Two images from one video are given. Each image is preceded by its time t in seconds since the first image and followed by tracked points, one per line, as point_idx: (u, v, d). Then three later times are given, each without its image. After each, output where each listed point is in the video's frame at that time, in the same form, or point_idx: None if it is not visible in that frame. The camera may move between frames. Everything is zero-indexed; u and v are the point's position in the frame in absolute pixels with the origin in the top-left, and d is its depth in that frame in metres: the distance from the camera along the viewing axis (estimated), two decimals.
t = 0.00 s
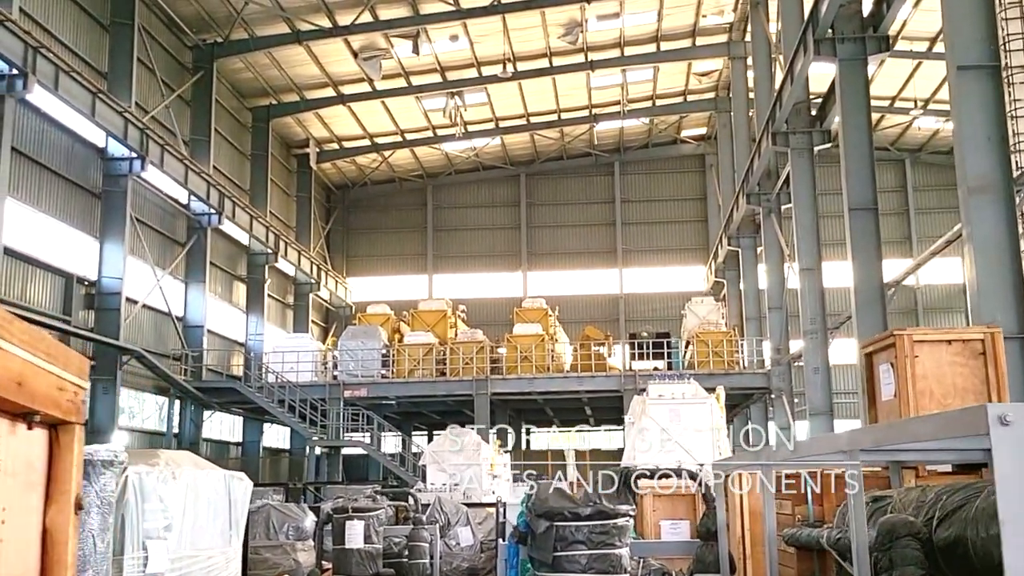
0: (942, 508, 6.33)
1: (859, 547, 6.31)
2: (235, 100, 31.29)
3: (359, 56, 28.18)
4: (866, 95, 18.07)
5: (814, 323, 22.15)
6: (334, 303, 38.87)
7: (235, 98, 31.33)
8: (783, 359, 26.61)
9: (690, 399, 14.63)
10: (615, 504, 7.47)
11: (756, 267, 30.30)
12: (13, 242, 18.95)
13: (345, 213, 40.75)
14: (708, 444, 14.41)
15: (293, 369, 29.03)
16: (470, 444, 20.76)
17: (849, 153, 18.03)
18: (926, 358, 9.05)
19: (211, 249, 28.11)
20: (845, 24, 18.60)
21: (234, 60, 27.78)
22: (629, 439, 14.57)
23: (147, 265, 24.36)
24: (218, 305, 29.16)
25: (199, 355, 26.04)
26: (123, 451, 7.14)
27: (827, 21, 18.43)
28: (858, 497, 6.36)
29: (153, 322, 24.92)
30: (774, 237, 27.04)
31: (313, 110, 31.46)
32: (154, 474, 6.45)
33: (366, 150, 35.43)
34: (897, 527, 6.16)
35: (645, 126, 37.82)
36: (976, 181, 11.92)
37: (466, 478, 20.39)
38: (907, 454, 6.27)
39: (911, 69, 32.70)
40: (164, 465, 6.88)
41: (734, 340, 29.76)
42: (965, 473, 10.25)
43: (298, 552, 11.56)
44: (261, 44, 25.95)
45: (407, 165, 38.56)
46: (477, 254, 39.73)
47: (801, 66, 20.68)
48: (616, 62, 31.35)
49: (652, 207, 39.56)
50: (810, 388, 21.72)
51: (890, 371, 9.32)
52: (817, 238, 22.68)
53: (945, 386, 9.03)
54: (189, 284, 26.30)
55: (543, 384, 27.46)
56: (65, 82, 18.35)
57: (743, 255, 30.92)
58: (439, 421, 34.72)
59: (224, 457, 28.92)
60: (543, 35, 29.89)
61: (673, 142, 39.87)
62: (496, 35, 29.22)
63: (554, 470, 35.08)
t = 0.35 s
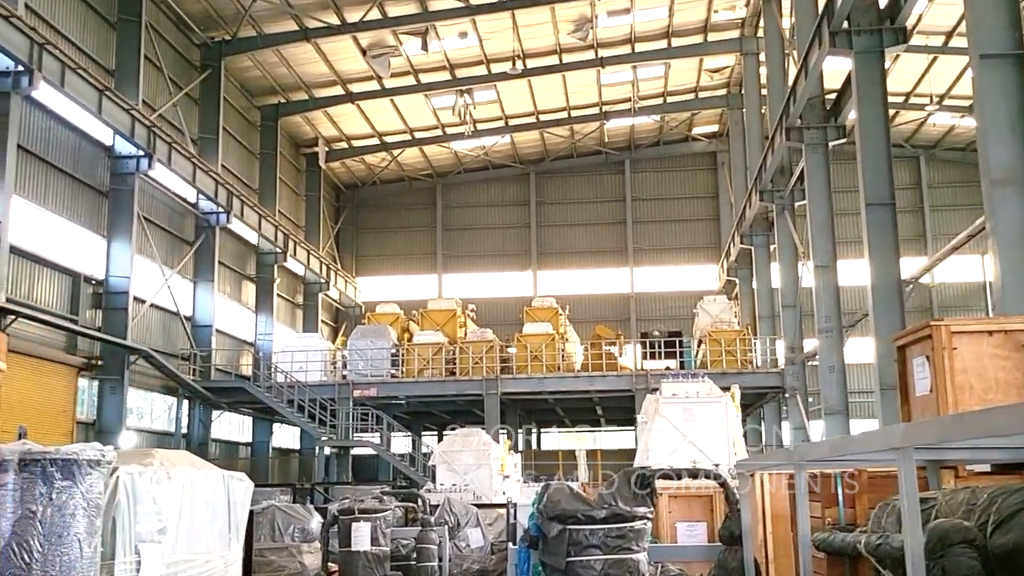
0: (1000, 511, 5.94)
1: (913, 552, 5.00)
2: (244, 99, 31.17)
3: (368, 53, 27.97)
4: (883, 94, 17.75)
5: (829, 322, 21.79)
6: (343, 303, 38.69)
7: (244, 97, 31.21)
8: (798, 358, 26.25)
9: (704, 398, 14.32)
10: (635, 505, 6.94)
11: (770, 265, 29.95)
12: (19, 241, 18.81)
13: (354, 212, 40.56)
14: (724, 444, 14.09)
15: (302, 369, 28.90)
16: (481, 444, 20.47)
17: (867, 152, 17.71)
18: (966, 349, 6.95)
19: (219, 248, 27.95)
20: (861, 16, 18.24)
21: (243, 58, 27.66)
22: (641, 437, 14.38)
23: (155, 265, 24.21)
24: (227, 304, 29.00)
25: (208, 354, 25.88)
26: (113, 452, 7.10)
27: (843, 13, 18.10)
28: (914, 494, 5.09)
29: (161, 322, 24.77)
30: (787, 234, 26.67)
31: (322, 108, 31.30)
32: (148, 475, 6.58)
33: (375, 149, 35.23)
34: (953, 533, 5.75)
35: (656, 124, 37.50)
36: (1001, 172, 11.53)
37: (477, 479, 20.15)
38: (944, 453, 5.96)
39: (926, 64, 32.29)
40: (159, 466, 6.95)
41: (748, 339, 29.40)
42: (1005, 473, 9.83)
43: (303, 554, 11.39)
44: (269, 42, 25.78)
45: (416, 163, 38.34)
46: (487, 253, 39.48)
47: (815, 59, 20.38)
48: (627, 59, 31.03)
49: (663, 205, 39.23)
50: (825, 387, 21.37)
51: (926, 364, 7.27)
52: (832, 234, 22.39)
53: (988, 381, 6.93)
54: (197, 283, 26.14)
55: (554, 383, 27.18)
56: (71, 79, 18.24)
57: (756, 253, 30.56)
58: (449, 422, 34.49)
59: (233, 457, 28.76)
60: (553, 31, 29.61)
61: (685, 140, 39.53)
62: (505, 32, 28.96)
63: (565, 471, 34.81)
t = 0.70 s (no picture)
0: None
1: (1020, 559, 3.95)
2: (253, 95, 31.01)
3: (378, 48, 27.75)
4: (902, 88, 17.29)
5: (846, 317, 21.41)
6: (354, 300, 38.48)
7: (254, 93, 31.06)
8: (814, 354, 25.88)
9: (722, 393, 14.01)
10: (673, 499, 5.41)
11: (784, 262, 29.59)
12: (27, 236, 18.63)
13: (364, 209, 40.36)
14: (743, 442, 13.77)
15: (313, 366, 28.67)
16: (493, 442, 20.20)
17: (886, 149, 17.23)
18: None
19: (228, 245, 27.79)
20: (881, 5, 17.84)
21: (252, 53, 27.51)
22: (659, 433, 14.05)
23: (165, 261, 24.03)
24: (237, 302, 28.78)
25: (217, 351, 25.71)
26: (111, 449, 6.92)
27: (862, 1, 17.72)
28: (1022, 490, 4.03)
29: (170, 319, 24.59)
30: (803, 228, 26.29)
31: (332, 104, 31.09)
32: (150, 472, 6.35)
33: (385, 145, 35.02)
34: None
35: (668, 119, 37.15)
36: None
37: (489, 477, 19.89)
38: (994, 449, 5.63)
39: (941, 58, 31.83)
40: (160, 462, 6.75)
41: (763, 336, 29.04)
42: None
43: (314, 554, 11.17)
44: (279, 36, 25.60)
45: (427, 160, 38.11)
46: (498, 250, 39.20)
47: (833, 51, 20.00)
48: (640, 54, 30.67)
49: (675, 202, 38.90)
50: (843, 383, 20.99)
51: (981, 353, 7.42)
52: (849, 229, 21.83)
53: None
54: (207, 280, 25.96)
55: (566, 381, 26.90)
56: (79, 72, 18.09)
57: (770, 249, 30.17)
58: (460, 419, 34.27)
59: (243, 456, 28.58)
60: (565, 25, 29.28)
61: (697, 136, 39.16)
62: (517, 27, 28.68)
63: (578, 468, 34.53)
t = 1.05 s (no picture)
0: None
1: None
2: (262, 88, 30.82)
3: (388, 40, 27.50)
4: (922, 76, 16.90)
5: (863, 311, 21.01)
6: (363, 296, 38.27)
7: (262, 86, 30.89)
8: (829, 349, 25.50)
9: (739, 387, 13.70)
10: (702, 490, 5.10)
11: (799, 256, 29.19)
12: (31, 229, 18.44)
13: (374, 204, 40.13)
14: (760, 437, 13.45)
15: (321, 361, 28.45)
16: (505, 438, 19.94)
17: (904, 138, 16.85)
18: None
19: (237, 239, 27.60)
20: None
21: (261, 45, 27.34)
22: (674, 428, 13.73)
23: (172, 255, 23.83)
24: (245, 296, 28.58)
25: (225, 346, 25.52)
26: (103, 437, 6.32)
27: None
28: None
29: (178, 314, 24.41)
30: (818, 221, 25.90)
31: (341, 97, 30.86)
32: (142, 464, 5.70)
33: (395, 139, 34.79)
34: None
35: (680, 113, 36.75)
36: None
37: (500, 473, 19.61)
38: None
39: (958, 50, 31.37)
40: (153, 452, 6.13)
41: (777, 330, 28.66)
42: None
43: (321, 551, 10.91)
44: (287, 28, 25.40)
45: (437, 154, 37.84)
46: (508, 245, 38.92)
47: (850, 39, 19.60)
48: (651, 46, 30.30)
49: (687, 196, 38.54)
50: (859, 378, 20.61)
51: None
52: (866, 222, 21.40)
53: None
54: (215, 274, 25.77)
55: (578, 376, 26.59)
56: (84, 63, 17.91)
57: (784, 243, 29.76)
58: (470, 415, 34.03)
59: (252, 451, 28.40)
60: (576, 17, 28.94)
61: (709, 130, 38.75)
62: (527, 18, 28.37)
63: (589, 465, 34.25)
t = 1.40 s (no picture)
0: None
1: None
2: (268, 77, 30.56)
3: (395, 28, 27.16)
4: (941, 60, 16.52)
5: (879, 300, 20.57)
6: (370, 286, 38.00)
7: (268, 75, 30.62)
8: (841, 340, 25.13)
9: (754, 376, 13.42)
10: (737, 485, 4.82)
11: (810, 247, 28.79)
12: (35, 216, 18.19)
13: (380, 194, 39.83)
14: (777, 429, 13.17)
15: (328, 351, 28.22)
16: (513, 429, 19.67)
17: (922, 124, 16.52)
18: None
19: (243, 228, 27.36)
20: None
21: (267, 33, 27.08)
22: (689, 419, 13.45)
23: (178, 244, 23.61)
24: (252, 287, 28.33)
25: (231, 336, 25.31)
26: (98, 428, 6.07)
27: None
28: None
29: (184, 303, 24.19)
30: (830, 210, 25.49)
31: (347, 86, 30.57)
32: (136, 453, 5.40)
33: (402, 128, 34.48)
34: None
35: (689, 102, 36.33)
36: None
37: (509, 465, 19.34)
38: None
39: (972, 37, 30.92)
40: (148, 442, 5.84)
41: (788, 321, 28.31)
42: None
43: (327, 544, 10.34)
44: (293, 15, 25.10)
45: (444, 144, 37.51)
46: (516, 236, 38.60)
47: (866, 24, 19.20)
48: (661, 33, 29.93)
49: (695, 187, 38.17)
50: (873, 369, 20.25)
51: None
52: (882, 210, 21.04)
53: None
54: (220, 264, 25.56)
55: (587, 367, 26.28)
56: (88, 49, 17.65)
57: (796, 234, 29.34)
58: (477, 407, 33.79)
59: (258, 443, 28.20)
60: (586, 4, 28.54)
61: (719, 119, 38.35)
62: (536, 5, 27.98)
63: (597, 457, 33.98)
